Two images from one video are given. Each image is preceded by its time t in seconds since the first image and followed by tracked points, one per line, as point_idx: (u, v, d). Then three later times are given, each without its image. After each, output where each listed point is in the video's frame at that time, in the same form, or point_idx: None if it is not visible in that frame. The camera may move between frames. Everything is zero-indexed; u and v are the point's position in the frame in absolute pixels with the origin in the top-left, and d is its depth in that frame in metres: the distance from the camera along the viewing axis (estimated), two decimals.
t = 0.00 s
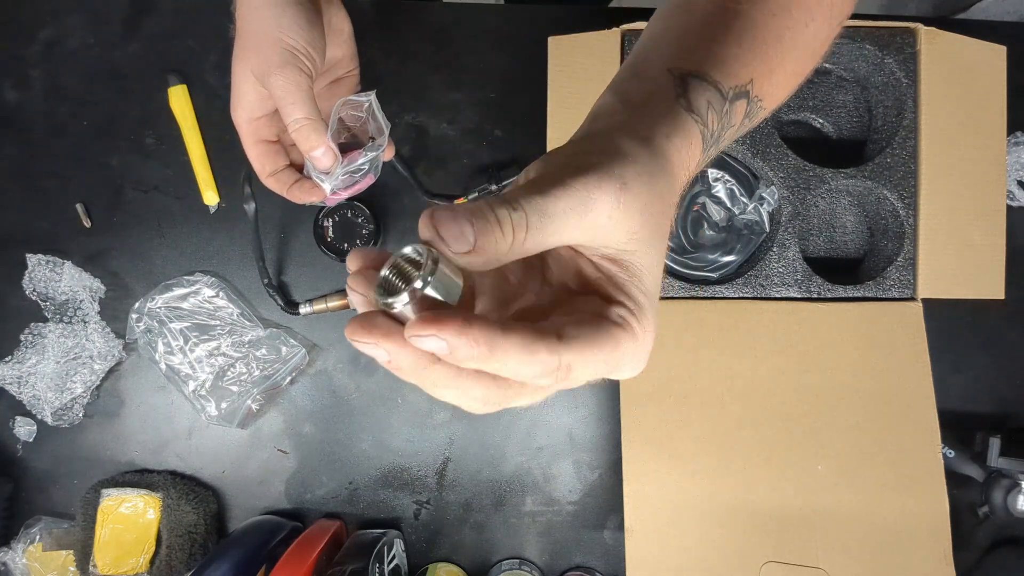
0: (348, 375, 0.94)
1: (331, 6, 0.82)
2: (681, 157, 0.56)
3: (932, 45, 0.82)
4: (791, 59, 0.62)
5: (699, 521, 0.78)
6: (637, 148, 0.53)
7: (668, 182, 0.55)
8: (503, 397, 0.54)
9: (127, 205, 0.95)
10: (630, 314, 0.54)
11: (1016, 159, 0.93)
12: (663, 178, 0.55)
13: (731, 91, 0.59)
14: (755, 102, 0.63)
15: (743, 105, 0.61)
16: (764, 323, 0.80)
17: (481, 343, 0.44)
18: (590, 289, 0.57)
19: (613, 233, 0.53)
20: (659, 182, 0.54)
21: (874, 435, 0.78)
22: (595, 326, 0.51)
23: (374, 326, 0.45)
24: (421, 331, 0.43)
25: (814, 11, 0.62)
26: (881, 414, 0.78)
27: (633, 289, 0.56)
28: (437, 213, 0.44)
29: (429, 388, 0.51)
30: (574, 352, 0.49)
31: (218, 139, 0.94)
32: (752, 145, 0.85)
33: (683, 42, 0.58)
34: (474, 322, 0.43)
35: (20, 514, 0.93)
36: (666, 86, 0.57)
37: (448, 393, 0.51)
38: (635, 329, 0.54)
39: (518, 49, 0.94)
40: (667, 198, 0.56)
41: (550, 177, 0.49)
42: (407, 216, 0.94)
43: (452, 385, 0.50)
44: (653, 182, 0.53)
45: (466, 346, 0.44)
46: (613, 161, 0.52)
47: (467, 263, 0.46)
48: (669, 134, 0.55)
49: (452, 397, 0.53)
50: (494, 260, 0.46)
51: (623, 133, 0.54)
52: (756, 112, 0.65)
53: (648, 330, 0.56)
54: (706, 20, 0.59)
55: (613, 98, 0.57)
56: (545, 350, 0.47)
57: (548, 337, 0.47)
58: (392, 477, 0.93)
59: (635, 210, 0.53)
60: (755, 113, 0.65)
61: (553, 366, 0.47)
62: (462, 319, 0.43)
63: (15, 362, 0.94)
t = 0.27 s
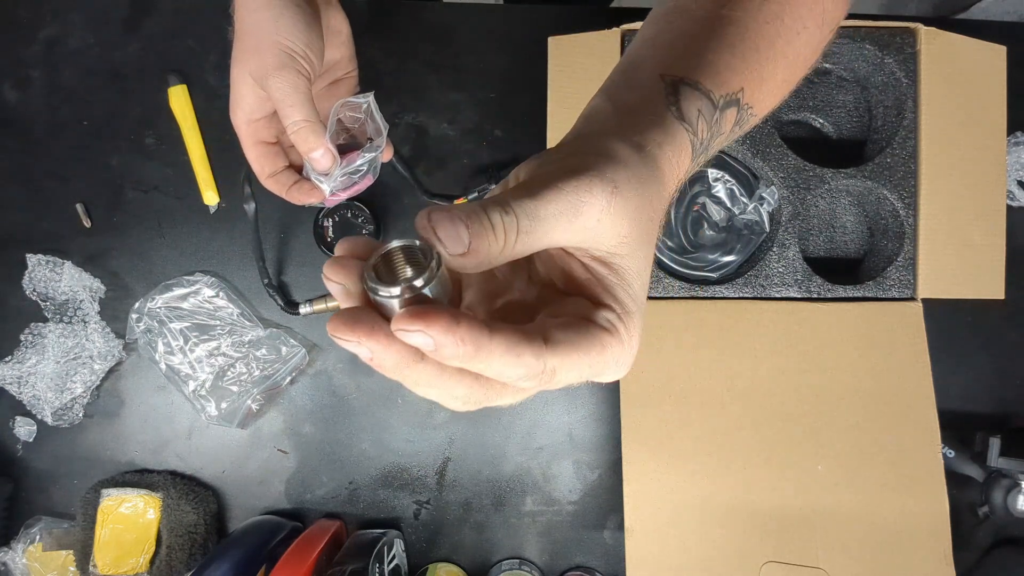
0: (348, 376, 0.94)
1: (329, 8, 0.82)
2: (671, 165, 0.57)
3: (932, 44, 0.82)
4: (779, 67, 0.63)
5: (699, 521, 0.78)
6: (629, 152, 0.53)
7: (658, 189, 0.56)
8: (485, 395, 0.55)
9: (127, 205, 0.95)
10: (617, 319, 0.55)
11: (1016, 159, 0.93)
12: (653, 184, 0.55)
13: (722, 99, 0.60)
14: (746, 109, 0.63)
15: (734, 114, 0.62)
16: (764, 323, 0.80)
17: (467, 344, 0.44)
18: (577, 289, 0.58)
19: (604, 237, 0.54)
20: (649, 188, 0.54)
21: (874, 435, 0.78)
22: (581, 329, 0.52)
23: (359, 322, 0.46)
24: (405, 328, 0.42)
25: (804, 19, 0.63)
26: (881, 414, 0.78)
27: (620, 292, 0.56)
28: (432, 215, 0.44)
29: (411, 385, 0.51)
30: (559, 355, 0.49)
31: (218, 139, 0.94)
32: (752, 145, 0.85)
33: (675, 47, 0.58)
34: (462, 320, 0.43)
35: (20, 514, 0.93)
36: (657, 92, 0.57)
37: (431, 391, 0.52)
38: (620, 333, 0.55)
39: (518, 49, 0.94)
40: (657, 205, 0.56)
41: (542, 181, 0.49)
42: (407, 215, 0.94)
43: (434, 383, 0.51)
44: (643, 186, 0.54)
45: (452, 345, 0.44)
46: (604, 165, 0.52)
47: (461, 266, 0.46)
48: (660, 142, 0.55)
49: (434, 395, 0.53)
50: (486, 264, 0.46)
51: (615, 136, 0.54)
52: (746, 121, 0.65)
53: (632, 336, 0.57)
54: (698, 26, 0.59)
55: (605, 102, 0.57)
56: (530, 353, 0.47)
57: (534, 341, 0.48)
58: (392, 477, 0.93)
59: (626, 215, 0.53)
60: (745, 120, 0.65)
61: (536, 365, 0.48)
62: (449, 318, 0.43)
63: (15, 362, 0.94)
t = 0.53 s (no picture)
0: (348, 376, 0.94)
1: (329, 8, 0.82)
2: (668, 167, 0.57)
3: (932, 45, 0.82)
4: (778, 66, 0.63)
5: (699, 521, 0.78)
6: (626, 156, 0.53)
7: (655, 193, 0.56)
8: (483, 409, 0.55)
9: (127, 205, 0.95)
10: (614, 330, 0.56)
11: (1017, 159, 0.93)
12: (651, 187, 0.55)
13: (721, 100, 0.60)
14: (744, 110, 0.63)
15: (733, 114, 0.62)
16: (764, 323, 0.80)
17: (473, 361, 0.45)
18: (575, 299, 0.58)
19: (602, 242, 0.54)
20: (646, 191, 0.54)
21: (874, 436, 0.78)
22: (580, 349, 0.53)
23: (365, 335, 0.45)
24: (411, 340, 0.43)
25: (804, 19, 0.63)
26: (881, 414, 0.78)
27: (618, 300, 0.57)
28: (427, 220, 0.44)
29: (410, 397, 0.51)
30: (560, 375, 0.50)
31: (218, 139, 0.94)
32: (752, 145, 0.85)
33: (673, 48, 0.58)
34: (467, 343, 0.44)
35: (20, 514, 0.93)
36: (655, 92, 0.57)
37: (430, 404, 0.52)
38: (618, 342, 0.56)
39: (517, 49, 0.94)
40: (654, 208, 0.56)
41: (540, 187, 0.49)
42: (407, 216, 0.94)
43: (433, 396, 0.51)
44: (641, 190, 0.54)
45: (454, 362, 0.44)
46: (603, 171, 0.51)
47: (456, 272, 0.46)
48: (658, 144, 0.55)
49: (432, 407, 0.53)
50: (483, 269, 0.47)
51: (612, 139, 0.54)
52: (745, 120, 0.65)
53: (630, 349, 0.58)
54: (695, 27, 0.59)
55: (603, 104, 0.57)
56: (530, 382, 0.48)
57: (536, 370, 0.49)
58: (392, 477, 0.93)
59: (623, 218, 0.53)
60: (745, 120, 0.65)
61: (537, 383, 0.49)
62: (453, 336, 0.43)
63: (15, 362, 0.94)
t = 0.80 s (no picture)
0: (348, 376, 0.94)
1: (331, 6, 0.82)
2: (667, 161, 0.57)
3: (932, 45, 0.82)
4: (778, 64, 0.63)
5: (699, 521, 0.78)
6: (626, 150, 0.53)
7: (653, 188, 0.56)
8: (479, 407, 0.57)
9: (127, 205, 0.95)
10: (610, 329, 0.56)
11: (1016, 159, 0.93)
12: (650, 182, 0.55)
13: (721, 95, 0.60)
14: (744, 106, 0.63)
15: (733, 110, 0.62)
16: (763, 322, 0.80)
17: (477, 359, 0.45)
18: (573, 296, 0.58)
19: (602, 236, 0.54)
20: (644, 186, 0.54)
21: (874, 435, 0.78)
22: (577, 352, 0.53)
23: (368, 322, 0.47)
24: (418, 334, 0.44)
25: (804, 16, 0.63)
26: (881, 414, 0.78)
27: (615, 297, 0.57)
28: (427, 205, 0.44)
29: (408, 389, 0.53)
30: (559, 379, 0.52)
31: (218, 139, 0.94)
32: (752, 145, 0.85)
33: (673, 45, 0.58)
34: (473, 341, 0.45)
35: (20, 514, 0.93)
36: (654, 88, 0.56)
37: (427, 397, 0.54)
38: (614, 341, 0.56)
39: (517, 49, 0.94)
40: (653, 203, 0.56)
41: (542, 179, 0.49)
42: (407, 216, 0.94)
43: (431, 389, 0.53)
44: (639, 185, 0.54)
45: (458, 358, 0.45)
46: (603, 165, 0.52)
47: (456, 259, 0.46)
48: (656, 139, 0.55)
49: (430, 401, 0.55)
50: (482, 257, 0.46)
51: (612, 133, 0.54)
52: (746, 116, 0.65)
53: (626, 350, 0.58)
54: (695, 23, 0.59)
55: (602, 99, 0.57)
56: (529, 389, 0.49)
57: (536, 379, 0.50)
58: (392, 477, 0.93)
59: (623, 212, 0.53)
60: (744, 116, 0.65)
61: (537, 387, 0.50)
62: (458, 333, 0.44)
63: (14, 362, 0.94)
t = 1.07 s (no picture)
0: (348, 376, 0.94)
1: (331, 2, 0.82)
2: (664, 156, 0.56)
3: (932, 45, 0.82)
4: (778, 62, 0.63)
5: (699, 521, 0.78)
6: (622, 145, 0.53)
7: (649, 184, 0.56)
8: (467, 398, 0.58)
9: (127, 205, 0.95)
10: (602, 326, 0.56)
11: (1017, 159, 0.93)
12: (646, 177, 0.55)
13: (718, 91, 0.59)
14: (742, 103, 0.63)
15: (730, 105, 0.62)
16: (763, 322, 0.80)
17: (469, 354, 0.46)
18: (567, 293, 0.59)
19: (598, 232, 0.54)
20: (640, 181, 0.54)
21: (874, 435, 0.78)
22: (567, 352, 0.54)
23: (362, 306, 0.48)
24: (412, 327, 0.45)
25: (803, 13, 0.63)
26: (881, 414, 0.78)
27: (609, 294, 0.57)
28: (426, 197, 0.44)
29: (397, 376, 0.54)
30: (551, 378, 0.52)
31: (218, 139, 0.94)
32: (752, 144, 0.85)
33: (671, 43, 0.58)
34: (466, 335, 0.46)
35: (20, 514, 0.93)
36: (651, 84, 0.56)
37: (416, 385, 0.55)
38: (606, 338, 0.57)
39: (517, 49, 0.94)
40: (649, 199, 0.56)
41: (538, 173, 0.49)
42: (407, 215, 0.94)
43: (419, 378, 0.54)
44: (635, 181, 0.54)
45: (449, 351, 0.45)
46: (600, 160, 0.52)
47: (453, 252, 0.46)
48: (652, 134, 0.55)
49: (418, 389, 0.56)
50: (479, 251, 0.46)
51: (609, 129, 0.54)
52: (743, 113, 0.65)
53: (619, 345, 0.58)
54: (693, 21, 0.59)
55: (598, 95, 0.57)
56: (520, 388, 0.49)
57: (527, 376, 0.50)
58: (391, 477, 0.93)
59: (618, 208, 0.53)
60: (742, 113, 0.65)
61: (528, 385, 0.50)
62: (451, 327, 0.45)
63: (15, 362, 0.94)
